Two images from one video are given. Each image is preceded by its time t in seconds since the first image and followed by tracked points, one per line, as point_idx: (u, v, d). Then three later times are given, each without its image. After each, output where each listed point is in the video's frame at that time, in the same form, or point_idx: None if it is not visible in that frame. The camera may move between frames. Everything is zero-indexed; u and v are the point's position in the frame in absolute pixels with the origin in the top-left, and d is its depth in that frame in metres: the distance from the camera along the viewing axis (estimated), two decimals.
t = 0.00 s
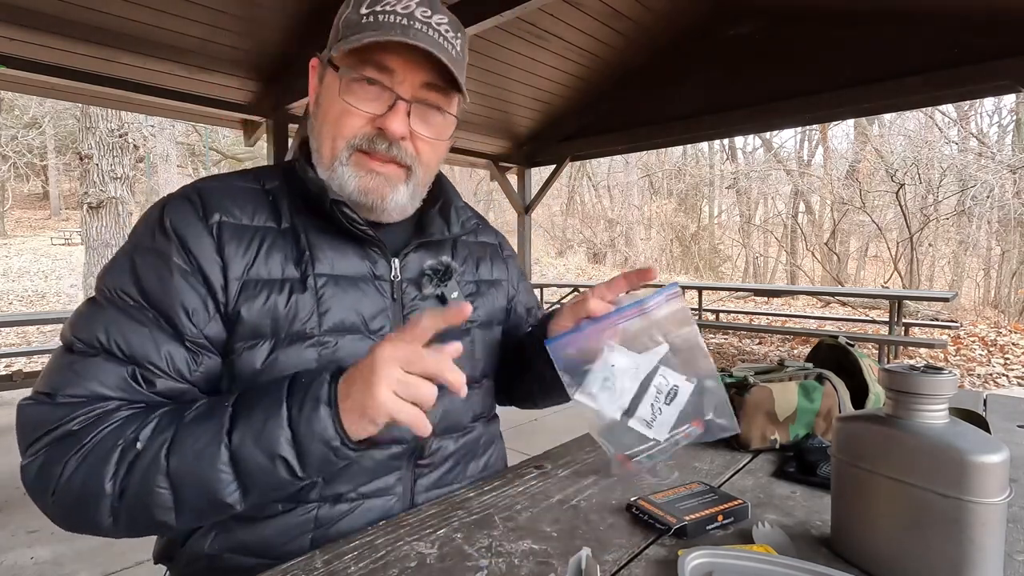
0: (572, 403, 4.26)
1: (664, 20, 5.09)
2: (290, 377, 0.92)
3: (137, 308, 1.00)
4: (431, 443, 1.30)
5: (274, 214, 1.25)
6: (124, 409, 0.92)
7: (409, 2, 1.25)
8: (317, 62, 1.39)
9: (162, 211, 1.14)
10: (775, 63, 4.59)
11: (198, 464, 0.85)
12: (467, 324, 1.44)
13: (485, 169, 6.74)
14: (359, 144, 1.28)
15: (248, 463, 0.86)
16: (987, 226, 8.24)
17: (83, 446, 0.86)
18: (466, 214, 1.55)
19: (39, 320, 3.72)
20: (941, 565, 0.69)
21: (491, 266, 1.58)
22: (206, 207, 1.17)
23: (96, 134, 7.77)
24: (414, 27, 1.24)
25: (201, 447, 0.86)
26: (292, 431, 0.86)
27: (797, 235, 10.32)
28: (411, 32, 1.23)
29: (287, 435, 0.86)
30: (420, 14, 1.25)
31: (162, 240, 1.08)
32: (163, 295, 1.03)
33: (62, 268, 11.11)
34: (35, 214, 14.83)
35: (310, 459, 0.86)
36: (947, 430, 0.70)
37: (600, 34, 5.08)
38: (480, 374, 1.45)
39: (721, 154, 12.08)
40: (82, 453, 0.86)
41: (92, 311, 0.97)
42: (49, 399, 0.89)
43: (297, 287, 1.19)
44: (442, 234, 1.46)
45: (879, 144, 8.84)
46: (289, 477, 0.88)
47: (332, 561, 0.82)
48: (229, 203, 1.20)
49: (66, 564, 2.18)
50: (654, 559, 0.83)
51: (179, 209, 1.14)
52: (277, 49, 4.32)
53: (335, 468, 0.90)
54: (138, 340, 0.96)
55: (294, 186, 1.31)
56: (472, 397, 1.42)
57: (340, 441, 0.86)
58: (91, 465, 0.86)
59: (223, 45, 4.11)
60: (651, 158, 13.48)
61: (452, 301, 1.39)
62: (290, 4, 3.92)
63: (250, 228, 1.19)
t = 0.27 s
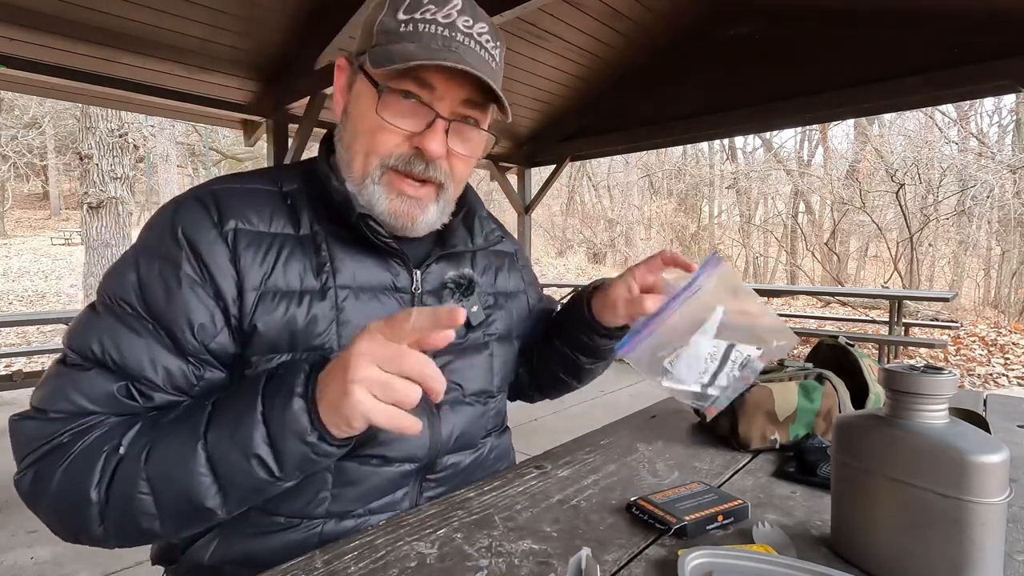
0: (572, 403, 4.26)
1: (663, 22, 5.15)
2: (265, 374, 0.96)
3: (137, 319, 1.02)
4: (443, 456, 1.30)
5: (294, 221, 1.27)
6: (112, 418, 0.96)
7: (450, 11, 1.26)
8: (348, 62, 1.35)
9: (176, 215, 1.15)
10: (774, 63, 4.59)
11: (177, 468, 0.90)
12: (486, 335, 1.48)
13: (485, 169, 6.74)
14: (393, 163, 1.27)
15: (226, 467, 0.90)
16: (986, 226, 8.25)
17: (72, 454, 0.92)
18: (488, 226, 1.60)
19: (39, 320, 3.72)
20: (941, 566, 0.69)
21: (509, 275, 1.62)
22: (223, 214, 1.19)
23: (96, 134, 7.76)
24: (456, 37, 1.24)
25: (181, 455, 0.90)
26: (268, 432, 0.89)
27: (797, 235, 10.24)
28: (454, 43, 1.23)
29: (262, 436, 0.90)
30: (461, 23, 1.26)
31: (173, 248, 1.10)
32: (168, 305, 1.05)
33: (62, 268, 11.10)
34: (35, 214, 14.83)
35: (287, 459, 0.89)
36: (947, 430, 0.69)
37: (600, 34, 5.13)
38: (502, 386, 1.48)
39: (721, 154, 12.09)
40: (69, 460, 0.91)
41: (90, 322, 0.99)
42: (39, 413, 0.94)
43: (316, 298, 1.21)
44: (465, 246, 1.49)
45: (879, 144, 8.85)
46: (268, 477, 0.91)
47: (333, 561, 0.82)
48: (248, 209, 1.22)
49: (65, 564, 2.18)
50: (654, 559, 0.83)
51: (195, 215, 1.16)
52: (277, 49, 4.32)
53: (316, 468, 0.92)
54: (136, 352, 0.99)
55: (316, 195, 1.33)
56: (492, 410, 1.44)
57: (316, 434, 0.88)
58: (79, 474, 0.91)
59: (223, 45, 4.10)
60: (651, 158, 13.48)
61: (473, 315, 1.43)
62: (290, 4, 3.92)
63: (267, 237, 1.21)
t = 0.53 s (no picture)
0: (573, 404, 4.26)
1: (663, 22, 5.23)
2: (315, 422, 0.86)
3: (153, 333, 0.94)
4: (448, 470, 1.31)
5: (302, 231, 1.19)
6: (130, 444, 0.86)
7: (475, 26, 1.12)
8: (358, 78, 1.18)
9: (181, 219, 1.08)
10: (775, 63, 4.58)
11: (206, 515, 0.79)
12: (496, 347, 1.40)
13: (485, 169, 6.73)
14: (430, 191, 1.16)
15: (261, 518, 0.78)
16: (987, 226, 8.25)
17: (84, 486, 0.81)
18: (502, 234, 1.49)
19: (39, 320, 3.72)
20: (939, 565, 0.69)
21: (524, 281, 1.52)
22: (231, 219, 1.11)
23: (96, 134, 7.76)
24: (487, 59, 1.12)
25: (212, 496, 0.79)
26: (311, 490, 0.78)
27: (797, 236, 10.30)
28: (486, 66, 1.12)
29: (304, 493, 0.78)
30: (488, 40, 1.14)
31: (183, 255, 1.02)
32: (184, 318, 0.97)
33: (62, 268, 11.10)
34: (35, 214, 14.85)
35: (329, 522, 0.78)
36: (947, 430, 0.70)
37: (600, 34, 5.18)
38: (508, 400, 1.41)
39: (721, 154, 12.08)
40: (79, 495, 0.81)
41: (101, 334, 0.90)
42: (48, 429, 0.85)
43: (327, 313, 1.15)
44: (477, 257, 1.37)
45: (878, 144, 8.84)
46: (303, 540, 0.79)
47: (333, 561, 0.82)
48: (255, 215, 1.14)
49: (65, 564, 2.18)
50: (654, 559, 0.83)
51: (201, 220, 1.08)
52: (277, 49, 4.31)
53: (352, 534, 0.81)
54: (155, 368, 0.91)
55: (324, 202, 1.23)
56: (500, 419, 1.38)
57: (363, 505, 0.77)
58: (91, 509, 0.80)
59: (223, 45, 4.11)
60: (651, 158, 13.48)
61: (483, 328, 1.34)
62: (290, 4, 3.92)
63: (276, 246, 1.14)
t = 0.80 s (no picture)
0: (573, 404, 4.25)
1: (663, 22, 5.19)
2: (369, 449, 0.82)
3: (173, 333, 0.91)
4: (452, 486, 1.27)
5: (308, 234, 1.17)
6: (161, 461, 0.81)
7: (477, 21, 1.11)
8: (358, 78, 1.17)
9: (190, 220, 1.06)
10: (776, 62, 4.58)
11: (252, 541, 0.73)
12: (500, 350, 1.37)
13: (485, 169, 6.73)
14: (435, 192, 1.15)
15: (310, 546, 0.73)
16: (987, 226, 8.26)
17: (108, 503, 0.75)
18: (506, 236, 1.47)
19: (39, 320, 3.72)
20: (941, 565, 0.69)
21: (527, 281, 1.50)
22: (238, 221, 1.10)
23: (96, 134, 7.76)
24: (491, 54, 1.12)
25: (258, 522, 0.74)
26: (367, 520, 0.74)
27: (797, 236, 10.31)
28: (490, 62, 1.11)
29: (359, 523, 0.74)
30: (491, 35, 1.13)
31: (196, 257, 1.00)
32: (201, 319, 0.95)
33: (62, 268, 11.11)
34: (35, 214, 14.87)
35: (383, 555, 0.73)
36: (947, 430, 0.69)
37: (601, 34, 5.16)
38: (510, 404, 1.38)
39: (721, 154, 12.08)
40: (103, 512, 0.75)
41: (121, 334, 0.88)
42: (69, 434, 0.80)
43: (331, 320, 1.12)
44: (480, 259, 1.36)
45: (878, 144, 8.83)
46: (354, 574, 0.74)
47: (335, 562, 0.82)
48: (262, 217, 1.12)
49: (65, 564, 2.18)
50: (654, 559, 0.83)
51: (209, 222, 1.06)
52: (277, 49, 4.31)
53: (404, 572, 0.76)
54: (178, 370, 0.89)
55: (327, 202, 1.22)
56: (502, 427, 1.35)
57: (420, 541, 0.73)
58: (119, 526, 0.74)
59: (223, 45, 4.11)
60: (651, 158, 13.48)
61: (486, 330, 1.31)
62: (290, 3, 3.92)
63: (284, 249, 1.12)
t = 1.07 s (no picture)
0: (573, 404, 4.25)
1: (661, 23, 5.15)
2: (362, 471, 0.83)
3: (159, 348, 0.91)
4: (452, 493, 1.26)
5: (298, 241, 1.16)
6: (147, 479, 0.82)
7: (463, 16, 1.10)
8: (345, 77, 1.17)
9: (176, 229, 1.05)
10: (775, 63, 4.58)
11: (240, 566, 0.74)
12: (498, 354, 1.35)
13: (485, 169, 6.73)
14: (424, 195, 1.15)
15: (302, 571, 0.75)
16: (987, 226, 8.26)
17: (92, 521, 0.76)
18: (502, 237, 1.47)
19: (39, 320, 3.72)
20: (942, 566, 0.69)
21: (525, 282, 1.49)
22: (226, 229, 1.09)
23: (96, 134, 7.77)
24: (477, 50, 1.11)
25: (248, 546, 0.76)
26: (356, 548, 0.75)
27: (797, 236, 10.31)
28: (477, 58, 1.11)
29: (349, 553, 0.75)
30: (478, 30, 1.11)
31: (182, 269, 1.00)
32: (188, 332, 0.95)
33: (62, 268, 11.10)
34: (35, 214, 14.86)
35: None
36: (946, 430, 0.70)
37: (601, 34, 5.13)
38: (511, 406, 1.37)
39: (721, 154, 12.09)
40: (87, 531, 0.76)
41: (105, 350, 0.88)
42: (53, 453, 0.81)
43: (323, 328, 1.12)
44: (477, 262, 1.35)
45: (879, 144, 8.84)
46: None
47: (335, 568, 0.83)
48: (251, 225, 1.12)
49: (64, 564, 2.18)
50: (654, 559, 0.83)
51: (196, 231, 1.06)
52: (277, 49, 4.32)
53: None
54: (164, 386, 0.89)
55: (319, 207, 1.22)
56: (503, 429, 1.34)
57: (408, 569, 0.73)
58: (102, 547, 0.74)
59: (223, 45, 4.11)
60: (651, 158, 13.48)
61: (484, 334, 1.30)
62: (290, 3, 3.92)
63: (273, 256, 1.11)
